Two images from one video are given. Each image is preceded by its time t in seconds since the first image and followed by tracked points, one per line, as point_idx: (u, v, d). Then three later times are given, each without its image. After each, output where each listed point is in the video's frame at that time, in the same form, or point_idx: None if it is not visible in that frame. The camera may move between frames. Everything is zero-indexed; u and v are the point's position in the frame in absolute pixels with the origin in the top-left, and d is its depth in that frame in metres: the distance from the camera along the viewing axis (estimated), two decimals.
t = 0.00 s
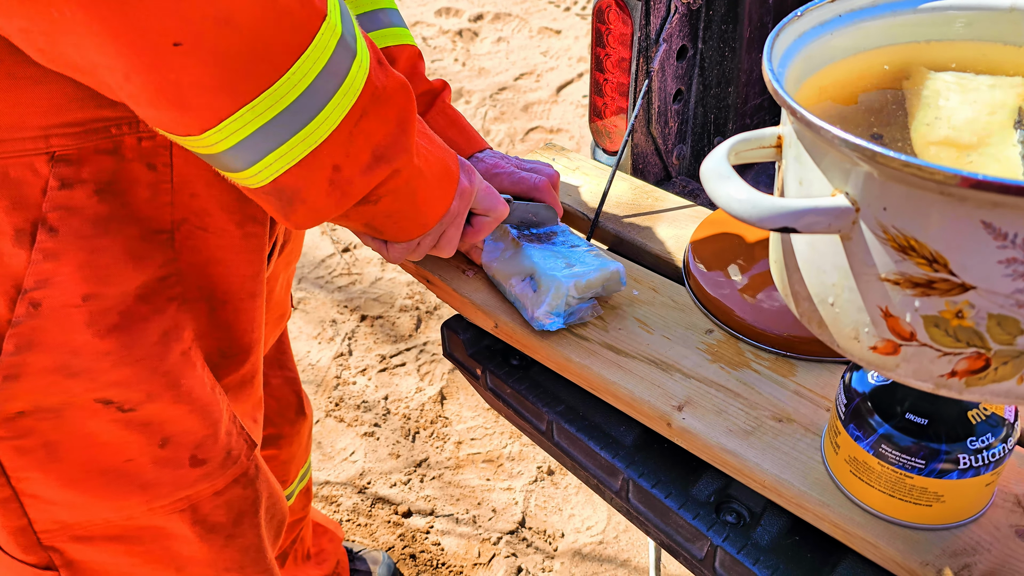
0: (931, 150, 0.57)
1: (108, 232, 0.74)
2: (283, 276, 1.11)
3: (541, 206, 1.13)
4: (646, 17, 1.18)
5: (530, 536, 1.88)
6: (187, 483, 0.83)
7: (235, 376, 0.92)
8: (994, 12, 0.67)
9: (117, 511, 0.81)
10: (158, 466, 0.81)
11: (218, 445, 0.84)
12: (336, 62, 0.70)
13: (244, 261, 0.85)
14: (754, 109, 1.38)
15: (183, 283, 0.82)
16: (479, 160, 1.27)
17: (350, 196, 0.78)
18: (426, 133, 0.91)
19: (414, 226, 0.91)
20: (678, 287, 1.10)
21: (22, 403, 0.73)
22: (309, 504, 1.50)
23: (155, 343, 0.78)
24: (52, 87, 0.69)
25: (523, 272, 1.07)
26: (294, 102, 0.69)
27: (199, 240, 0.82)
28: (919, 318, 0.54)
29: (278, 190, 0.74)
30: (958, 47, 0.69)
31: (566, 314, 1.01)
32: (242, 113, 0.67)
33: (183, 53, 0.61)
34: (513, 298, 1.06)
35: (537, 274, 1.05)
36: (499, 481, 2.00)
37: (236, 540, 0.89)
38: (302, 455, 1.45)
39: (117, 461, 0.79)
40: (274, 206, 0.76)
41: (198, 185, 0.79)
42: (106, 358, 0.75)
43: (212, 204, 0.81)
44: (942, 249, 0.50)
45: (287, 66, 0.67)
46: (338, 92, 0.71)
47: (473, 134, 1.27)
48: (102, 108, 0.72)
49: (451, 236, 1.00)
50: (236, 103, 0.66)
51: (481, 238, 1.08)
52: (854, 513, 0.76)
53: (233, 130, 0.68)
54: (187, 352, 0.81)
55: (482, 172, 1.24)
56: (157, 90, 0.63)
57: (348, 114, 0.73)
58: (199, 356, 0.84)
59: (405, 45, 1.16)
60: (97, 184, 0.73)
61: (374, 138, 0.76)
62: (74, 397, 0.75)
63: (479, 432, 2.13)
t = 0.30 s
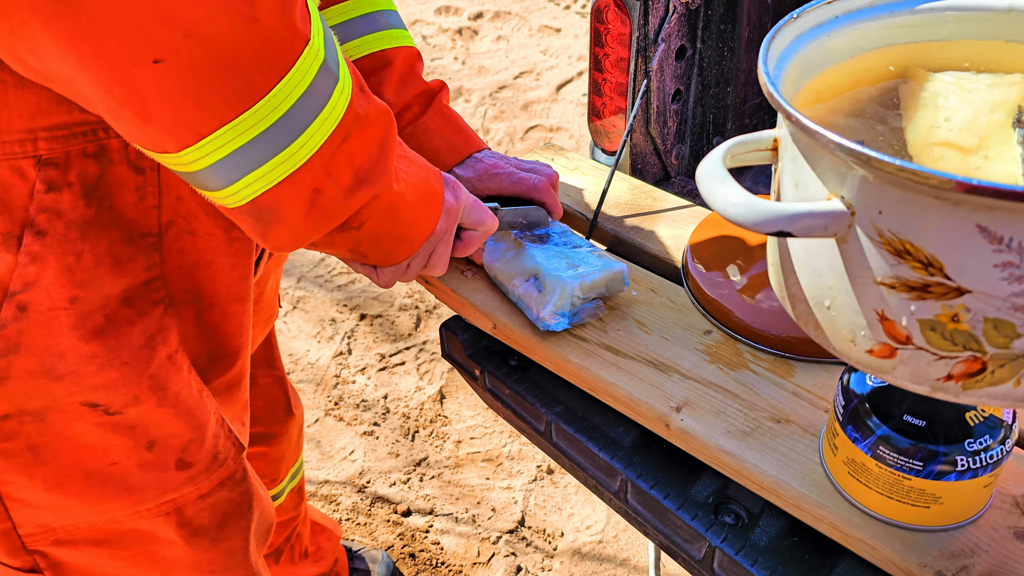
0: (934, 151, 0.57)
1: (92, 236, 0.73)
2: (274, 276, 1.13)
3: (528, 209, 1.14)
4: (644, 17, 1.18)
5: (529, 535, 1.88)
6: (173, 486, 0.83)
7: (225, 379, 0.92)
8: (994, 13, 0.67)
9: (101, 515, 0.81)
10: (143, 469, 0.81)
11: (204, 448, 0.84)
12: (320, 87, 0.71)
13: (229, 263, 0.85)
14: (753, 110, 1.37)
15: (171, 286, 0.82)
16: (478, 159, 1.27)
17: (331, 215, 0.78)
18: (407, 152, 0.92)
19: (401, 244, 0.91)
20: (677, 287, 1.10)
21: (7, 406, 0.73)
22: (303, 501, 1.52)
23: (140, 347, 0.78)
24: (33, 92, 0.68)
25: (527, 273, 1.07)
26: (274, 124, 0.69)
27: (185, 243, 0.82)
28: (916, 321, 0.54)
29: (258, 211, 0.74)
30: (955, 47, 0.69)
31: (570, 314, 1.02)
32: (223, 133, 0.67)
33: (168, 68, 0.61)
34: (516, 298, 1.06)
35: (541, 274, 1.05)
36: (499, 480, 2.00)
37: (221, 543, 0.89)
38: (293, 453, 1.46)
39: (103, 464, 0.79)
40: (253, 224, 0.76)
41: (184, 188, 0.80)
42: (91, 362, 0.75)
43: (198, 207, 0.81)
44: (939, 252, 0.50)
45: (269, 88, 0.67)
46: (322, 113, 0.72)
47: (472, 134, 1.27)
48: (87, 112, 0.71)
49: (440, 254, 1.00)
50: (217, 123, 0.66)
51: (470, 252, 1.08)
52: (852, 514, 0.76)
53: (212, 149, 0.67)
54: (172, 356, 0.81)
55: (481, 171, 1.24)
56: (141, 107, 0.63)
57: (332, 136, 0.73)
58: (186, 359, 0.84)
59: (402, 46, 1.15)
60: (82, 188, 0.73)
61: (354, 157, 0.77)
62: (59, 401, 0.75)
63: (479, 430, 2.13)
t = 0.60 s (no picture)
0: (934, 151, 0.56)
1: (64, 240, 0.72)
2: (271, 276, 1.11)
3: (517, 201, 1.14)
4: (644, 14, 1.17)
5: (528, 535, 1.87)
6: (156, 489, 0.83)
7: (216, 379, 0.92)
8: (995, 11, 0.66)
9: (83, 518, 0.82)
10: (124, 472, 0.81)
11: (187, 451, 0.84)
12: (278, 69, 0.69)
13: (213, 264, 0.84)
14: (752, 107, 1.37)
15: (154, 288, 0.81)
16: (477, 158, 1.26)
17: (305, 201, 0.78)
18: (388, 128, 0.90)
19: (379, 228, 0.91)
20: (675, 286, 1.09)
21: None
22: (304, 503, 1.51)
23: (118, 351, 0.77)
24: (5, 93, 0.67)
25: (525, 270, 1.07)
26: (232, 112, 0.68)
27: (165, 245, 0.80)
28: (917, 318, 0.53)
29: (223, 201, 0.74)
30: (958, 45, 0.68)
31: (574, 311, 1.01)
32: (178, 124, 0.66)
33: (121, 61, 0.61)
34: (512, 297, 1.06)
35: (537, 273, 1.05)
36: (498, 480, 2.00)
37: (209, 546, 0.90)
38: (294, 455, 1.45)
39: (82, 467, 0.79)
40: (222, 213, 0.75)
41: (162, 189, 0.78)
42: (65, 366, 0.74)
43: (176, 209, 0.79)
44: (940, 249, 0.50)
45: (223, 75, 0.66)
46: (281, 97, 0.70)
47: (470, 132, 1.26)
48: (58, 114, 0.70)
49: (421, 236, 0.99)
50: (171, 114, 0.65)
51: (453, 237, 1.08)
52: (852, 513, 0.76)
53: (170, 141, 0.67)
54: (153, 359, 0.80)
55: (481, 170, 1.24)
56: (98, 101, 0.62)
57: (294, 119, 0.72)
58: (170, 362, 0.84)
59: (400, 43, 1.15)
60: (52, 192, 0.71)
61: (326, 142, 0.76)
62: (36, 405, 0.75)
63: (478, 429, 2.13)
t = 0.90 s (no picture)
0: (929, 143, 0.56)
1: (58, 239, 0.73)
2: (265, 275, 1.11)
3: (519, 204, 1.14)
4: (641, 12, 1.17)
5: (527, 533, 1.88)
6: (145, 488, 0.82)
7: (208, 379, 0.91)
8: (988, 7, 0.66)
9: (74, 516, 0.81)
10: (115, 472, 0.81)
11: (179, 450, 0.83)
12: (289, 80, 0.69)
13: (204, 265, 0.83)
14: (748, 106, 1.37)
15: (146, 286, 0.81)
16: (476, 156, 1.26)
17: (310, 214, 0.77)
18: (393, 147, 0.91)
19: (386, 244, 0.91)
20: (673, 283, 1.09)
21: None
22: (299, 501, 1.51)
23: (109, 350, 0.77)
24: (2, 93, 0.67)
25: (522, 269, 1.07)
26: (240, 121, 0.68)
27: (158, 245, 0.80)
28: (911, 315, 0.53)
29: (229, 210, 0.73)
30: (953, 41, 0.68)
31: (572, 309, 1.01)
32: (185, 130, 0.66)
33: (133, 65, 0.61)
34: (512, 294, 1.06)
35: (537, 270, 1.05)
36: (497, 478, 2.00)
37: (199, 545, 0.89)
38: (288, 454, 1.45)
39: (73, 465, 0.79)
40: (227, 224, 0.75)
41: (154, 189, 0.78)
42: (57, 365, 0.74)
43: (169, 209, 0.79)
44: (934, 246, 0.50)
45: (235, 82, 0.66)
46: (292, 106, 0.70)
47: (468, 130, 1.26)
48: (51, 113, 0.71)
49: (428, 249, 1.00)
50: (179, 119, 0.65)
51: (459, 247, 1.09)
52: (848, 510, 0.76)
53: (178, 146, 0.66)
54: (146, 358, 0.80)
55: (479, 168, 1.24)
56: (106, 106, 0.62)
57: (303, 129, 0.72)
58: (164, 360, 0.84)
59: (399, 43, 1.15)
60: (44, 190, 0.72)
61: (333, 158, 0.76)
62: (28, 402, 0.75)
63: (476, 428, 2.13)
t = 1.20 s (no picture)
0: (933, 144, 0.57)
1: (52, 243, 0.73)
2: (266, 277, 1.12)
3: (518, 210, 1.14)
4: (642, 12, 1.18)
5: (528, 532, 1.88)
6: (138, 492, 0.83)
7: (205, 384, 0.92)
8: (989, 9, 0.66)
9: (66, 519, 0.81)
10: (109, 474, 0.80)
11: (172, 455, 0.85)
12: (288, 117, 0.70)
13: (201, 267, 0.85)
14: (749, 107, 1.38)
15: (143, 291, 0.82)
16: (477, 155, 1.25)
17: (302, 246, 0.78)
18: (384, 176, 0.91)
19: (381, 270, 0.92)
20: (674, 282, 1.10)
21: None
22: (299, 498, 1.51)
23: (105, 353, 0.77)
24: None
25: (526, 269, 1.08)
26: (239, 156, 0.68)
27: (156, 250, 0.81)
28: (912, 314, 0.54)
29: (221, 238, 0.74)
30: (954, 43, 0.68)
31: (576, 309, 1.01)
32: (182, 165, 0.66)
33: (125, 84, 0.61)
34: (518, 293, 1.06)
35: (545, 269, 1.05)
36: (498, 478, 2.00)
37: (190, 548, 0.90)
38: (288, 448, 1.45)
39: (67, 469, 0.79)
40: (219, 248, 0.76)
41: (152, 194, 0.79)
42: (50, 369, 0.74)
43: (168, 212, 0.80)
44: (934, 245, 0.50)
45: (235, 119, 0.66)
46: (291, 143, 0.71)
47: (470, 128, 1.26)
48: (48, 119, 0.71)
49: (428, 272, 1.02)
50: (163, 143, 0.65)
51: (459, 263, 1.10)
52: (850, 508, 0.76)
53: (175, 178, 0.67)
54: (141, 363, 0.81)
55: (480, 167, 1.23)
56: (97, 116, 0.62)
57: (301, 165, 0.73)
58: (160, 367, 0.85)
59: (404, 44, 1.16)
60: (42, 196, 0.72)
61: (326, 193, 0.76)
62: (22, 406, 0.75)
63: (478, 428, 2.13)
